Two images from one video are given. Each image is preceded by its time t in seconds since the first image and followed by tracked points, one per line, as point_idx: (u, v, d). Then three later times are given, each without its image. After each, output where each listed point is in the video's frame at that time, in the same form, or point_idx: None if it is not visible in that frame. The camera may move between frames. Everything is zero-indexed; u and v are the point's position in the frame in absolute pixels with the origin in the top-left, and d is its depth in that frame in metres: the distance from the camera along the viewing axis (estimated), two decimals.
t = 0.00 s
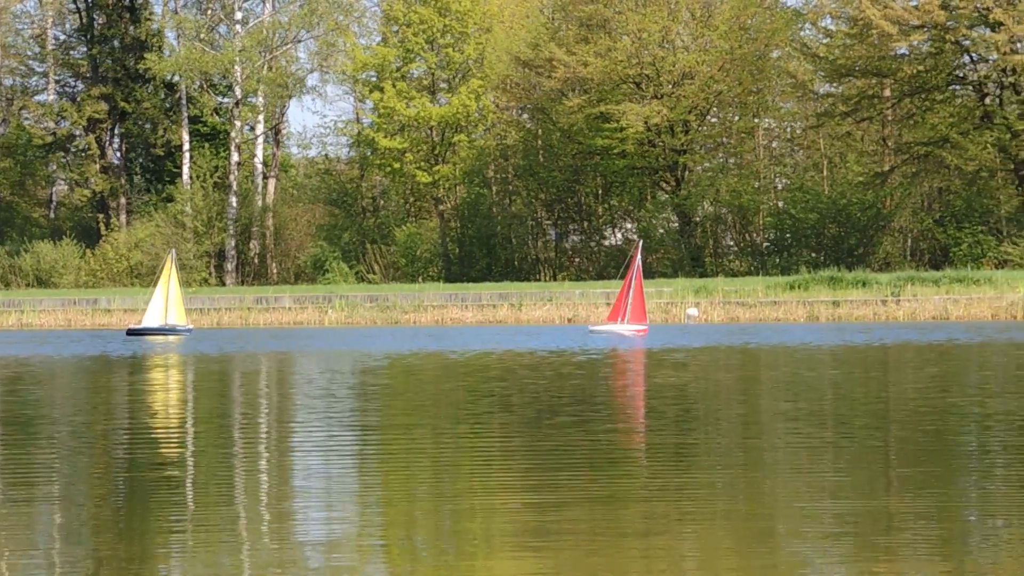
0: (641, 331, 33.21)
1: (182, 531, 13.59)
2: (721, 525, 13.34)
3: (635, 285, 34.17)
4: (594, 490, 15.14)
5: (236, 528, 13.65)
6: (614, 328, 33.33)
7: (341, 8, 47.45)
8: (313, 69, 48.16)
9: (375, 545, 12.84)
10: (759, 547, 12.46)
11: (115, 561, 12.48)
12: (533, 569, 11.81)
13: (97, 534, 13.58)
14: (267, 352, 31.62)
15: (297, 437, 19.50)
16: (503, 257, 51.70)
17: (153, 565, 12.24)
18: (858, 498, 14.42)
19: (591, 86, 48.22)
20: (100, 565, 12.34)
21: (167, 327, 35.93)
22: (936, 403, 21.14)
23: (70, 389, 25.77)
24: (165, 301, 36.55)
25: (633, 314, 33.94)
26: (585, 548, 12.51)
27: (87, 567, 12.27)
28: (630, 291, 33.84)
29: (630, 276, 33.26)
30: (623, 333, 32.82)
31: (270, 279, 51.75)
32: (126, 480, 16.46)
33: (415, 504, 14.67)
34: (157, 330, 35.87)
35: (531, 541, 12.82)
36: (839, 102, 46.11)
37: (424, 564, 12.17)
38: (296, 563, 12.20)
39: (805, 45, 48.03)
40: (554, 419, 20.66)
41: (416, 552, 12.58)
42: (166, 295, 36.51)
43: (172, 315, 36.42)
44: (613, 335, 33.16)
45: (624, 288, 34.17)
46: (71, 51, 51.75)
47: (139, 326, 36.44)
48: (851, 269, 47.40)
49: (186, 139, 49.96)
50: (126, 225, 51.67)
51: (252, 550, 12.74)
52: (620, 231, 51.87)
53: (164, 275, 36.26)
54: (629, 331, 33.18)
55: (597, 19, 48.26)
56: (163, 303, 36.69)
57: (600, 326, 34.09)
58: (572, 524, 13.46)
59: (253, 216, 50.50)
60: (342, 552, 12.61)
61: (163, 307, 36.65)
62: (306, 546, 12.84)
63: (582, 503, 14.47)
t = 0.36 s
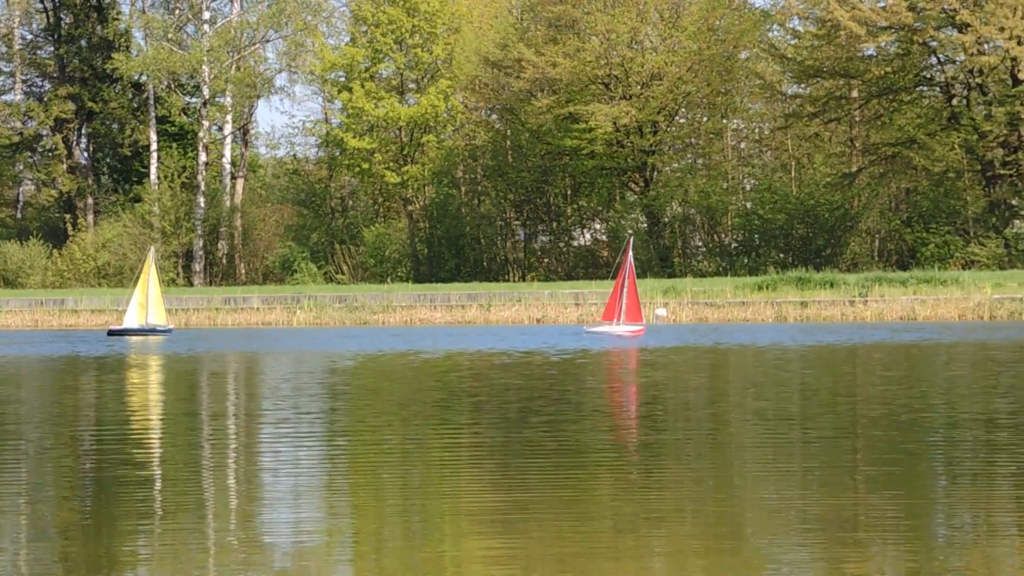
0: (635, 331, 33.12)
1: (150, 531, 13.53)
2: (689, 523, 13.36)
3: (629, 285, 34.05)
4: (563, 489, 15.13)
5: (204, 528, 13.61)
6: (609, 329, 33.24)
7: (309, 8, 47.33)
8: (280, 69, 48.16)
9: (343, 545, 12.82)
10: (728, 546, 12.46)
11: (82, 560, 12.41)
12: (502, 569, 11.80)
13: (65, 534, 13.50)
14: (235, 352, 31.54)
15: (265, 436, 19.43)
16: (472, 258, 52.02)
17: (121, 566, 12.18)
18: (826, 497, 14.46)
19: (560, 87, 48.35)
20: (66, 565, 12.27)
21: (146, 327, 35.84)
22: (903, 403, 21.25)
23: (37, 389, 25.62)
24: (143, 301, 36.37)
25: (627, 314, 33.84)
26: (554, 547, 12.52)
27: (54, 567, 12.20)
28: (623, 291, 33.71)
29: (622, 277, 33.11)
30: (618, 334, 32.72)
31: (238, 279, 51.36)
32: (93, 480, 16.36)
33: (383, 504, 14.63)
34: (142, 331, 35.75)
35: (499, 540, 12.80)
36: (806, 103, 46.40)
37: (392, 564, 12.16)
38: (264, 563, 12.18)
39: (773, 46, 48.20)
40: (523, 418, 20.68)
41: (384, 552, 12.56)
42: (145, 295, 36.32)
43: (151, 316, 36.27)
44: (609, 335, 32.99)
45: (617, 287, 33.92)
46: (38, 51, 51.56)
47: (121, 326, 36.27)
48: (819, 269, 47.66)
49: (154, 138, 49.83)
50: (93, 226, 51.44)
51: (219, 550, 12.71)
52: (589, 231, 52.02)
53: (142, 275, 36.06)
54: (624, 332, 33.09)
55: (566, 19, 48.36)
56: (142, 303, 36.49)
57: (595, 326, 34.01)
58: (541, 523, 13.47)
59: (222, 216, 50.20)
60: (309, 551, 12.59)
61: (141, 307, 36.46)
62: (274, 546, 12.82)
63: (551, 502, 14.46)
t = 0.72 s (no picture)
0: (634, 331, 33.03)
1: (119, 531, 13.49)
2: (657, 523, 13.37)
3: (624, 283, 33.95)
4: (532, 489, 15.14)
5: (173, 528, 13.57)
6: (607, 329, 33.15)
7: (278, 8, 47.56)
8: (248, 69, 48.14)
9: (311, 545, 12.81)
10: (696, 546, 12.47)
11: (50, 561, 12.37)
12: (471, 570, 11.81)
13: (33, 534, 13.44)
14: (204, 353, 31.45)
15: (233, 436, 19.37)
16: (440, 258, 51.82)
17: (90, 566, 12.14)
18: (793, 497, 14.49)
19: (528, 88, 48.45)
20: (34, 565, 12.22)
21: (125, 329, 35.65)
22: (871, 402, 21.34)
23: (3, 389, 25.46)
24: (120, 298, 36.06)
25: (625, 313, 33.75)
26: (522, 547, 12.52)
27: (21, 567, 12.14)
28: (619, 290, 33.61)
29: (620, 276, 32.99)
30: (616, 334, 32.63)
31: (206, 280, 51.36)
32: (60, 479, 16.27)
33: (352, 504, 14.61)
34: (123, 332, 35.58)
35: (468, 541, 12.81)
36: (774, 104, 46.63)
37: (361, 563, 12.14)
38: (232, 563, 12.17)
39: (741, 48, 48.34)
40: (492, 418, 20.67)
41: (352, 552, 12.56)
42: (122, 293, 36.05)
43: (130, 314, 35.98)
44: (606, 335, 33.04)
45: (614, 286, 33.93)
46: (5, 51, 50.63)
47: (102, 327, 36.07)
48: (787, 269, 47.98)
49: (122, 138, 49.58)
50: (60, 226, 51.27)
51: (186, 550, 12.68)
52: (557, 231, 51.76)
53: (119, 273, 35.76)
54: (623, 331, 32.99)
55: (535, 19, 48.43)
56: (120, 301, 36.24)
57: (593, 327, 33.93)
58: (510, 523, 13.47)
59: (190, 217, 50.07)
60: (278, 551, 12.58)
61: (118, 305, 36.21)
62: (242, 546, 12.81)
63: (519, 502, 14.46)
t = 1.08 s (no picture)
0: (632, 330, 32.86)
1: (86, 530, 13.33)
2: (627, 523, 13.28)
3: (621, 283, 33.85)
4: (502, 489, 15.03)
5: (141, 528, 13.41)
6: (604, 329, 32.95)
7: (246, 8, 47.21)
8: (217, 69, 47.91)
9: (279, 545, 12.67)
10: (665, 545, 12.38)
11: (16, 560, 12.20)
12: (441, 569, 11.69)
13: None
14: (171, 353, 31.21)
15: (201, 436, 19.17)
16: (409, 258, 51.93)
17: (57, 565, 11.98)
18: (762, 496, 14.42)
19: (497, 88, 48.38)
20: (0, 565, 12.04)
21: (105, 329, 35.35)
22: (839, 402, 21.34)
23: None
24: (98, 295, 35.73)
25: (622, 313, 33.55)
26: (492, 548, 12.41)
27: None
28: (617, 290, 33.49)
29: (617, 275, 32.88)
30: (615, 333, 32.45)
31: (175, 280, 50.76)
32: (26, 479, 16.07)
33: (320, 503, 14.46)
34: (100, 332, 35.25)
35: (438, 541, 12.70)
36: (743, 104, 46.67)
37: (330, 563, 12.02)
38: (200, 562, 12.03)
39: (710, 48, 48.28)
40: (462, 418, 20.54)
41: (321, 551, 12.43)
42: (99, 291, 35.68)
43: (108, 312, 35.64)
44: (605, 335, 32.81)
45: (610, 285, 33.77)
46: None
47: (82, 327, 35.76)
48: (755, 270, 47.98)
49: (89, 138, 49.21)
50: (28, 226, 50.85)
51: (154, 550, 12.53)
52: (526, 232, 51.92)
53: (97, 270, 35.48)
54: (622, 330, 32.82)
55: (504, 20, 48.37)
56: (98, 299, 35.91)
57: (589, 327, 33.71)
58: (479, 523, 13.34)
59: (158, 217, 49.67)
60: (246, 551, 12.45)
61: (96, 303, 35.89)
62: (209, 546, 12.66)
63: (490, 502, 14.35)
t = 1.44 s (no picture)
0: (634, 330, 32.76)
1: (56, 531, 13.17)
2: (598, 522, 13.18)
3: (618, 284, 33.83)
4: (473, 488, 14.92)
5: (112, 528, 13.26)
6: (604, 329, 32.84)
7: (216, 8, 47.27)
8: (188, 69, 47.33)
9: (251, 545, 12.54)
10: (636, 545, 12.28)
11: None
12: (413, 569, 11.58)
13: None
14: (142, 353, 30.96)
15: (172, 436, 18.99)
16: (381, 259, 51.65)
17: (26, 565, 11.83)
18: (734, 494, 14.35)
19: (468, 88, 48.26)
20: None
21: (86, 330, 35.04)
22: (809, 401, 21.31)
23: None
24: (79, 294, 35.45)
25: (622, 313, 33.48)
26: (463, 547, 12.30)
27: None
28: (615, 290, 33.40)
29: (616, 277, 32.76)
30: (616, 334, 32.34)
31: (145, 280, 49.93)
32: None
33: (291, 503, 14.32)
34: (82, 331, 34.99)
35: (409, 540, 12.58)
36: (715, 104, 46.73)
37: (302, 563, 11.90)
38: (171, 563, 11.91)
39: (681, 49, 48.35)
40: (433, 418, 20.40)
41: (292, 552, 12.31)
42: (80, 291, 35.38)
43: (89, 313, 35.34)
44: (607, 335, 32.71)
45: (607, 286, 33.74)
46: None
47: (65, 327, 35.54)
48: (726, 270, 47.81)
49: (59, 138, 48.76)
50: None
51: (125, 550, 12.40)
52: (499, 232, 51.97)
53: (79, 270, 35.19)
54: (623, 331, 32.75)
55: (475, 20, 48.34)
56: (80, 299, 35.63)
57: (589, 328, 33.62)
58: (451, 523, 13.21)
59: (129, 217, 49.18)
60: (217, 552, 12.32)
61: (78, 302, 35.60)
62: (179, 547, 12.52)
63: (462, 502, 14.22)
